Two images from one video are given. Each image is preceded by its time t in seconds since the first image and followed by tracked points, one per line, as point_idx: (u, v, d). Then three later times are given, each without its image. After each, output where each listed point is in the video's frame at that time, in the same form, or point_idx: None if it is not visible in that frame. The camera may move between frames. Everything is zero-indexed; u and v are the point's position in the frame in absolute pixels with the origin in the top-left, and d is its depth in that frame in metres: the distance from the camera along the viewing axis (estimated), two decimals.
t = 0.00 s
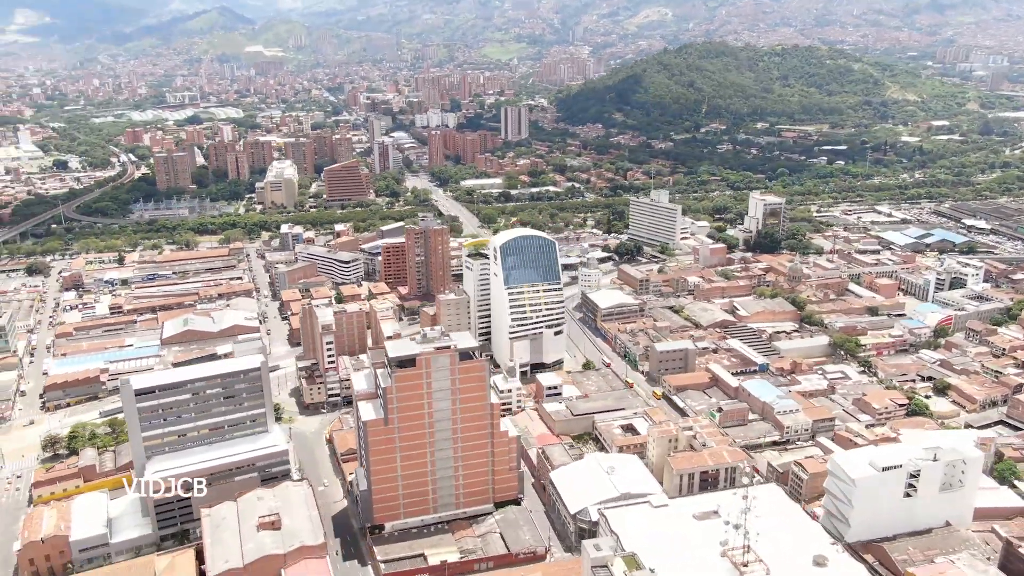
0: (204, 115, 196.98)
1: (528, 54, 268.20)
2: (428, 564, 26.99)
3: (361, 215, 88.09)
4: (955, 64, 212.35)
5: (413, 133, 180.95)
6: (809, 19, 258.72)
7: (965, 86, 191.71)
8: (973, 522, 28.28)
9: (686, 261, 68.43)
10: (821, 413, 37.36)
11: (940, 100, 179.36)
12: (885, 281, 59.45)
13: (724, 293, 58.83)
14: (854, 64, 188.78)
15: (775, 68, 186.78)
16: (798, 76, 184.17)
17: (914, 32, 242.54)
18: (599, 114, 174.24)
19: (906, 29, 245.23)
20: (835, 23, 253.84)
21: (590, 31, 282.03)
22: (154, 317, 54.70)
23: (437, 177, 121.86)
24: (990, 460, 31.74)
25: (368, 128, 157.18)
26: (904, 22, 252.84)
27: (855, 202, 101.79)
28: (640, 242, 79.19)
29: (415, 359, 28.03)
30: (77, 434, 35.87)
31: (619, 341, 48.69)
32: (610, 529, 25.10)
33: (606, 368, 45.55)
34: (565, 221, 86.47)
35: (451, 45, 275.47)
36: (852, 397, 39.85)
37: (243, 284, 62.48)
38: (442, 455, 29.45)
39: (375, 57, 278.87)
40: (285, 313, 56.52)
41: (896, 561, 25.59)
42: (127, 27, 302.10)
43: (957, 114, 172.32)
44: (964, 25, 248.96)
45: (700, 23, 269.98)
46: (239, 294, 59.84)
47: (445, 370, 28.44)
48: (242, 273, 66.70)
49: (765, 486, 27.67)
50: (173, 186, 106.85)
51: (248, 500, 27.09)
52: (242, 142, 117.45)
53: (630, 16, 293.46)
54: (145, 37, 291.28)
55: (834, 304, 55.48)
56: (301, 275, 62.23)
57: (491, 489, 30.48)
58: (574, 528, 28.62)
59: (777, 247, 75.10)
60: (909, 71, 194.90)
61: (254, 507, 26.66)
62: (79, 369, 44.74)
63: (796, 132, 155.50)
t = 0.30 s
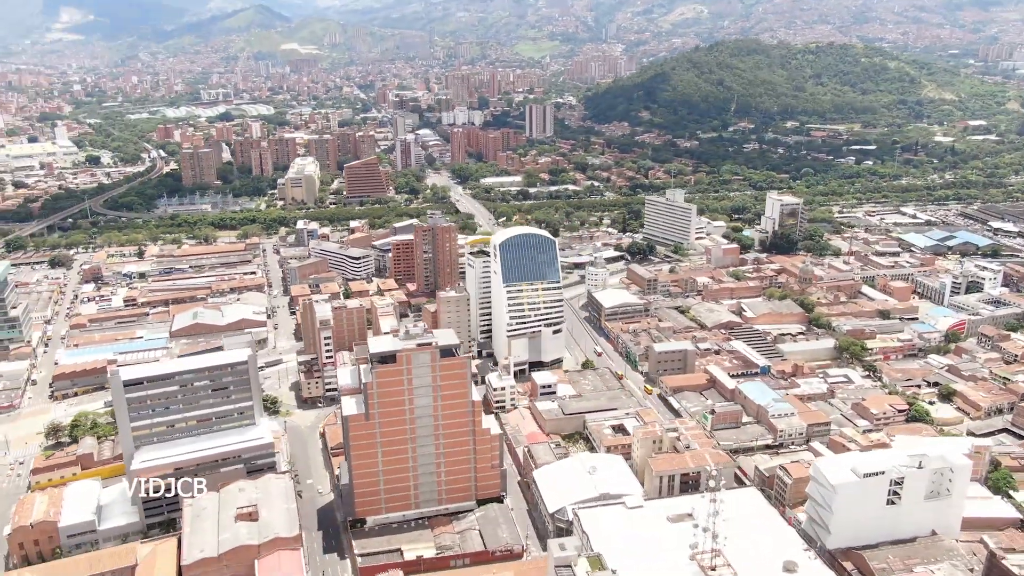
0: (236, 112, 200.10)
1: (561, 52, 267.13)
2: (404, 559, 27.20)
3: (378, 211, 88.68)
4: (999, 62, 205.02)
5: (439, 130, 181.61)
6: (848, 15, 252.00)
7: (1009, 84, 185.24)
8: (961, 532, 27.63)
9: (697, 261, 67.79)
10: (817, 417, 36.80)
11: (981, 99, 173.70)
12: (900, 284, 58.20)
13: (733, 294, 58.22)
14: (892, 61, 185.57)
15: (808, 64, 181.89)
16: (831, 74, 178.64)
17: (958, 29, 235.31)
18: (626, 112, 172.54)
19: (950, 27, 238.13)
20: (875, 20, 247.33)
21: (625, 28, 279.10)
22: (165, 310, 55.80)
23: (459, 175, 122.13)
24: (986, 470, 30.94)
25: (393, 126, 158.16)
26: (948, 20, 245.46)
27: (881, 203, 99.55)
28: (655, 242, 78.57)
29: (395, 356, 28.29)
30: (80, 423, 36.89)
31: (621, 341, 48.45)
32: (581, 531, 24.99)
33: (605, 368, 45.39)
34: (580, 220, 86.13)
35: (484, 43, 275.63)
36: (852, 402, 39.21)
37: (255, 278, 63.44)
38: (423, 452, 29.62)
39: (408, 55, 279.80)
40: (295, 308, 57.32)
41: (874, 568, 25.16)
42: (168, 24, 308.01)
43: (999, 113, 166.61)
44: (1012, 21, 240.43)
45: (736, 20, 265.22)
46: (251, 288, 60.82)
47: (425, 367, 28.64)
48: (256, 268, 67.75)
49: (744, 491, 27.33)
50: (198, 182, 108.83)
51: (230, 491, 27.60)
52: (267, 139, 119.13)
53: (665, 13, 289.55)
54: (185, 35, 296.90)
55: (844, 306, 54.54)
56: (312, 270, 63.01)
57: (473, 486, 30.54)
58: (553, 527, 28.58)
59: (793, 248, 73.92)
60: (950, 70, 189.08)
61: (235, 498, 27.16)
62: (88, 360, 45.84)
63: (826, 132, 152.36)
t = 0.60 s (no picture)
0: (267, 109, 203.07)
1: (594, 50, 265.85)
2: (382, 554, 27.45)
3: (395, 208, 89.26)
4: None
5: (465, 128, 182.12)
6: (889, 12, 245.53)
7: None
8: (947, 544, 26.99)
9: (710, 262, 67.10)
10: (813, 423, 36.17)
11: None
12: (915, 288, 56.97)
13: (742, 296, 57.58)
14: (930, 60, 180.52)
15: (843, 63, 177.75)
16: (867, 74, 174.38)
17: (1004, 27, 227.98)
18: (653, 111, 171.05)
19: (995, 25, 230.79)
20: (918, 17, 240.80)
21: (659, 27, 276.26)
22: (177, 305, 56.90)
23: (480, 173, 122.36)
24: (978, 480, 30.19)
25: (419, 123, 159.05)
26: (994, 18, 237.92)
27: (907, 206, 97.34)
28: (669, 242, 77.99)
29: (377, 353, 28.54)
30: (83, 413, 37.86)
31: (624, 343, 48.14)
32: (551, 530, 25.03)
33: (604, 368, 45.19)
34: (597, 220, 85.81)
35: (517, 42, 275.51)
36: (850, 408, 38.57)
37: (268, 274, 64.43)
38: (405, 449, 29.82)
39: (441, 53, 280.63)
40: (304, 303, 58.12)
41: None
42: (207, 23, 313.41)
43: None
44: None
45: (773, 19, 260.47)
46: (263, 284, 61.83)
47: (407, 364, 28.84)
48: (271, 264, 68.81)
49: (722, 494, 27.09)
50: (224, 178, 110.82)
51: (213, 483, 28.17)
52: (292, 136, 120.78)
53: (702, 12, 285.67)
54: (223, 33, 302.36)
55: (854, 310, 53.59)
56: (324, 267, 63.77)
57: (456, 483, 30.66)
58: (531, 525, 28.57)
59: (809, 251, 72.72)
60: (992, 69, 183.39)
61: (217, 490, 27.71)
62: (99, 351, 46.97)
63: (857, 132, 149.30)
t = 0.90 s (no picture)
0: (297, 108, 205.71)
1: (627, 50, 263.91)
2: (360, 550, 27.69)
3: (412, 207, 89.82)
4: None
5: (491, 127, 182.40)
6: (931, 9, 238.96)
7: None
8: (932, 555, 26.42)
9: (721, 264, 66.44)
10: (808, 428, 35.59)
11: None
12: (929, 293, 55.73)
13: (750, 299, 56.96)
14: (971, 59, 175.39)
15: (879, 62, 173.49)
16: (903, 73, 170.15)
17: None
18: (680, 110, 169.26)
19: None
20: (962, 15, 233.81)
21: (694, 26, 273.13)
22: (190, 300, 57.99)
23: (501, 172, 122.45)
24: (970, 489, 29.44)
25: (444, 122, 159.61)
26: None
27: (934, 209, 95.02)
28: (684, 243, 77.38)
29: (359, 350, 28.77)
30: (86, 404, 38.81)
31: (626, 343, 47.86)
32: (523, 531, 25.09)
33: (603, 369, 45.02)
34: (614, 220, 85.44)
35: (550, 41, 274.82)
36: (848, 414, 37.97)
37: (280, 270, 65.39)
38: (387, 446, 30.07)
39: (474, 53, 281.17)
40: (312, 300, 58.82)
41: None
42: (245, 23, 318.39)
43: None
44: None
45: (810, 16, 255.43)
46: (274, 280, 62.78)
47: (388, 361, 29.08)
48: (284, 261, 69.82)
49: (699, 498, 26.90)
50: (248, 175, 112.58)
51: (199, 475, 28.73)
52: (316, 134, 122.17)
53: (738, 10, 281.30)
54: (260, 32, 307.15)
55: (864, 314, 52.67)
56: (335, 264, 64.46)
57: (439, 481, 30.84)
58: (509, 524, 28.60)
59: (826, 253, 71.57)
60: None
61: (202, 481, 28.25)
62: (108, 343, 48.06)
63: (890, 133, 146.01)
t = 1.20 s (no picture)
0: (326, 105, 207.82)
1: (660, 48, 261.62)
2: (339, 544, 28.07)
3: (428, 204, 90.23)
4: None
5: (517, 125, 182.31)
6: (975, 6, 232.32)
7: None
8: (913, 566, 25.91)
9: (732, 265, 65.67)
10: (800, 433, 35.02)
11: None
12: (944, 298, 54.47)
13: (758, 302, 56.27)
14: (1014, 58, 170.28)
15: (916, 62, 169.10)
16: (941, 73, 165.93)
17: None
18: (708, 109, 167.28)
19: None
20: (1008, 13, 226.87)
21: (729, 25, 269.79)
22: (201, 294, 59.05)
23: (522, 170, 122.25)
24: (959, 500, 28.81)
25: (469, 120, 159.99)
26: None
27: (962, 213, 92.69)
28: (698, 244, 76.67)
29: (343, 347, 29.10)
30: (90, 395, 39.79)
31: (627, 344, 47.64)
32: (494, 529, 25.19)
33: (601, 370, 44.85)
34: (630, 220, 84.92)
35: (583, 39, 273.15)
36: (844, 420, 37.35)
37: (293, 266, 66.25)
38: (371, 442, 30.42)
39: (506, 51, 281.10)
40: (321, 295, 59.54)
41: None
42: (281, 21, 322.72)
43: None
44: None
45: (849, 14, 250.25)
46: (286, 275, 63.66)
47: (371, 358, 29.35)
48: (298, 257, 70.71)
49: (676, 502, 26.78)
50: (272, 171, 114.14)
51: (185, 465, 29.33)
52: (340, 131, 123.36)
53: (776, 9, 276.86)
54: (295, 30, 310.95)
55: (873, 319, 51.68)
56: (347, 260, 65.12)
57: (421, 478, 31.11)
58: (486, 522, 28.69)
59: (842, 256, 70.30)
60: None
61: (187, 472, 28.83)
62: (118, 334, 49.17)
63: (924, 134, 142.61)
